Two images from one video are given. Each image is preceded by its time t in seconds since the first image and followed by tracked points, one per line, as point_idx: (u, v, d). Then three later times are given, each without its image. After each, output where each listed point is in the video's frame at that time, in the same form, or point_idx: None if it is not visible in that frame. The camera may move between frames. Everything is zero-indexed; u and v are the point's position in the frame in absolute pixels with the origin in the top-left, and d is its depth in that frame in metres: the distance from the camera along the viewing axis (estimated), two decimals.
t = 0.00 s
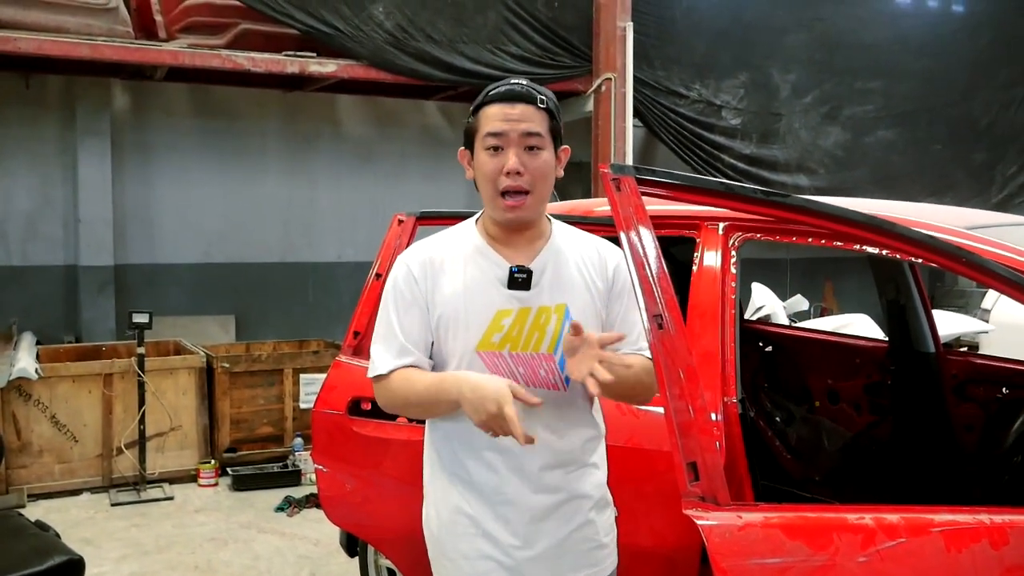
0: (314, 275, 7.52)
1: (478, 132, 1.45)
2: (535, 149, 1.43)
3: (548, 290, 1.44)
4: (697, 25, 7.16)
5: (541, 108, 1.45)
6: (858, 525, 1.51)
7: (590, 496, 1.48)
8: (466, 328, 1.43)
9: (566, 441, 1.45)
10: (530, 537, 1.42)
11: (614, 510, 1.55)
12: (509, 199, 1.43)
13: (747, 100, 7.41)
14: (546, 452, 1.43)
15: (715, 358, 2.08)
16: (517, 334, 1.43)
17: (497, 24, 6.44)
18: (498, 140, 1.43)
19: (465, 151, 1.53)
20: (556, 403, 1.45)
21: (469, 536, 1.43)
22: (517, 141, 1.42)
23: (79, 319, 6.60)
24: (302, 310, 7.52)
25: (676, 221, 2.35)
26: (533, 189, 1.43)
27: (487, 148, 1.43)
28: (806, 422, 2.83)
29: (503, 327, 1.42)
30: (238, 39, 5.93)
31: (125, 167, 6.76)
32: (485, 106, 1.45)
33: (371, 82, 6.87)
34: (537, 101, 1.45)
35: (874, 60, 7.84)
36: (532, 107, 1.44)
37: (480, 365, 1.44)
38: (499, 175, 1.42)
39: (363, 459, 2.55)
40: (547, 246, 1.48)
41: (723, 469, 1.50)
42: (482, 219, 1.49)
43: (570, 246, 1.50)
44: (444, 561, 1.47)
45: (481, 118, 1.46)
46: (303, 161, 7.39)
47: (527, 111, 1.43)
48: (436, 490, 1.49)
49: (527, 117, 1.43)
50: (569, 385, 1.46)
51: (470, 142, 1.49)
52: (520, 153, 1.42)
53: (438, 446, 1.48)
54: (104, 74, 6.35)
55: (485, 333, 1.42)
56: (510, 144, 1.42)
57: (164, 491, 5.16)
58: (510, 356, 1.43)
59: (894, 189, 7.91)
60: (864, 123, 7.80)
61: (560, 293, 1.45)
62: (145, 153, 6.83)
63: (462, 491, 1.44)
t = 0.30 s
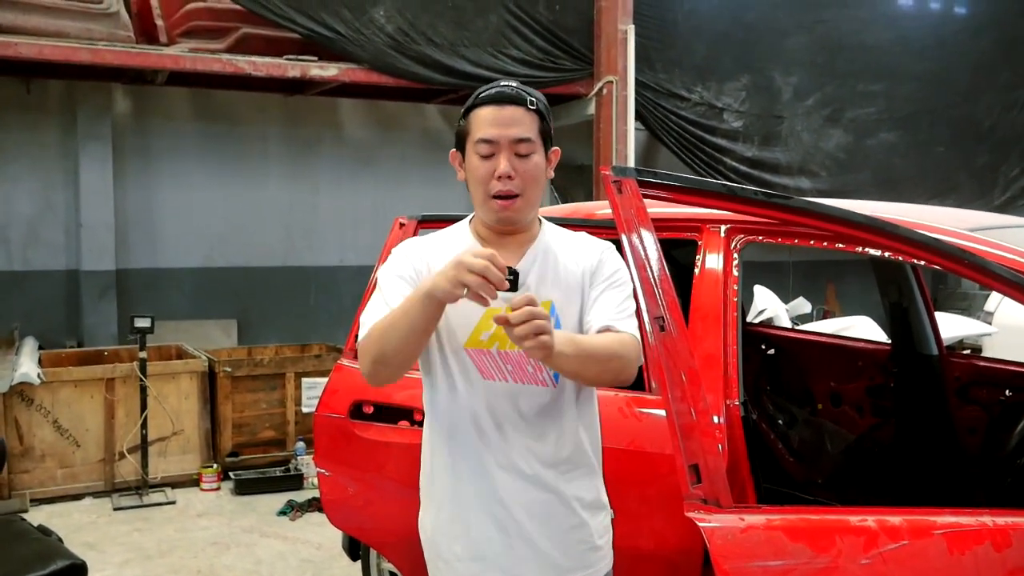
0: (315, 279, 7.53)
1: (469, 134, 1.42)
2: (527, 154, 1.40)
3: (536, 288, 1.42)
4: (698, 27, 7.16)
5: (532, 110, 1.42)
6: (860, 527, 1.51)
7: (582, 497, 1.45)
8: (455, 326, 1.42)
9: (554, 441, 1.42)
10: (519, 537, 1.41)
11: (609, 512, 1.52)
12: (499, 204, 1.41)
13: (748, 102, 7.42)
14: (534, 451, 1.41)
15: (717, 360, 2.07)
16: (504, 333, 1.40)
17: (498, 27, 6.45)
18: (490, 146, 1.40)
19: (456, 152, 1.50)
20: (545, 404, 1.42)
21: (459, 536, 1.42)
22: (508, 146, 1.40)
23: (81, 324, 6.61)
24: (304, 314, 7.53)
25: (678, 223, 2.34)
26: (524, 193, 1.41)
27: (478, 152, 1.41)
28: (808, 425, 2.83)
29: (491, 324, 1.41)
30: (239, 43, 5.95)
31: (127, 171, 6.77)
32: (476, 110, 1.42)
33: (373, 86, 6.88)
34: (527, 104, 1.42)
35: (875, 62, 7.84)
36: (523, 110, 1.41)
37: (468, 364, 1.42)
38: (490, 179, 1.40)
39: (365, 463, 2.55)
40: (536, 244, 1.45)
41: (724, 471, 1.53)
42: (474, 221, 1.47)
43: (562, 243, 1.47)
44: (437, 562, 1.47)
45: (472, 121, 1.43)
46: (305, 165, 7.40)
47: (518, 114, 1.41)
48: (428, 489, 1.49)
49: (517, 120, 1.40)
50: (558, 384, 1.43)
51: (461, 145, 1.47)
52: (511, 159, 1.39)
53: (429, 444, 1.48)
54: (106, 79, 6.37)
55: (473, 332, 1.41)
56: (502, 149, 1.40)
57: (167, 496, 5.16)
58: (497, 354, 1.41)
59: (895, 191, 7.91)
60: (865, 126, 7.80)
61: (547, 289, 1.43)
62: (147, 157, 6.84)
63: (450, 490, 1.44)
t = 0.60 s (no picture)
0: (321, 280, 7.54)
1: (458, 123, 1.48)
2: (512, 131, 1.43)
3: (527, 290, 1.42)
4: (704, 27, 7.16)
5: (519, 99, 1.47)
6: (866, 526, 1.51)
7: (579, 496, 1.45)
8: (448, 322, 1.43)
9: (553, 439, 1.43)
10: (515, 536, 1.41)
11: (608, 513, 1.51)
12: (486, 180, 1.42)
13: (754, 102, 7.40)
14: (533, 449, 1.42)
15: (723, 360, 2.07)
16: (496, 333, 1.41)
17: (504, 28, 6.46)
18: (476, 124, 1.44)
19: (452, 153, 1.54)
20: (542, 402, 1.42)
21: (458, 538, 1.42)
22: (493, 124, 1.44)
23: (89, 325, 6.64)
24: (310, 315, 7.54)
25: (683, 223, 2.34)
26: (510, 167, 1.42)
27: (466, 135, 1.45)
28: (814, 425, 2.81)
29: (483, 325, 1.41)
30: (245, 45, 5.96)
31: (134, 173, 6.80)
32: (466, 101, 1.49)
33: (378, 87, 6.89)
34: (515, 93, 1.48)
35: (881, 62, 7.82)
36: (509, 96, 1.46)
37: (462, 363, 1.43)
38: (476, 155, 1.42)
39: (372, 462, 2.56)
40: (530, 246, 1.45)
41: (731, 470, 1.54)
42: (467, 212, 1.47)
43: (557, 244, 1.47)
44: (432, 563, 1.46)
45: (462, 113, 1.49)
46: (311, 166, 7.42)
47: (505, 99, 1.46)
48: (424, 488, 1.49)
49: (503, 103, 1.45)
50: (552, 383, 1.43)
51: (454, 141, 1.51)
52: (496, 134, 1.43)
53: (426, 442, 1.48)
54: (112, 81, 6.39)
55: (465, 330, 1.41)
56: (487, 127, 1.43)
57: (174, 495, 5.18)
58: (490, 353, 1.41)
59: (902, 191, 7.89)
60: (872, 125, 7.78)
61: (539, 291, 1.42)
62: (154, 159, 6.86)
63: (446, 489, 1.43)
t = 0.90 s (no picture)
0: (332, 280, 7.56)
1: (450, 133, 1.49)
2: (503, 135, 1.44)
3: (540, 291, 1.42)
4: (713, 26, 7.14)
5: (506, 99, 1.47)
6: (878, 525, 1.51)
7: (592, 497, 1.46)
8: (462, 328, 1.43)
9: (565, 441, 1.43)
10: (529, 538, 1.42)
11: (621, 512, 1.52)
12: (485, 189, 1.43)
13: (764, 100, 7.38)
14: (546, 452, 1.42)
15: (735, 359, 2.07)
16: (510, 336, 1.41)
17: (513, 28, 6.46)
18: (467, 134, 1.45)
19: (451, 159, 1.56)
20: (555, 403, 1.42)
21: (473, 542, 1.44)
22: (484, 130, 1.44)
23: (101, 324, 6.68)
24: (321, 314, 7.57)
25: (695, 222, 2.34)
26: (507, 173, 1.43)
27: (460, 145, 1.47)
28: (825, 425, 2.81)
29: (496, 329, 1.42)
30: (256, 46, 5.99)
31: (146, 174, 6.84)
32: (456, 109, 1.50)
33: (388, 87, 6.91)
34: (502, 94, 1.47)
35: (892, 59, 7.78)
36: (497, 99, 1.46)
37: (475, 368, 1.43)
38: (472, 165, 1.44)
39: (384, 460, 2.57)
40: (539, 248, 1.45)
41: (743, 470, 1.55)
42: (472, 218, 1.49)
43: (564, 245, 1.47)
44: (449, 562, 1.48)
45: (453, 120, 1.50)
46: (321, 166, 7.44)
47: (493, 103, 1.46)
48: (439, 488, 1.50)
49: (491, 107, 1.45)
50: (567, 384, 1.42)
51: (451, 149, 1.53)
52: (488, 141, 1.43)
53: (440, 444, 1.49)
54: (124, 82, 6.44)
55: (479, 335, 1.42)
56: (478, 135, 1.44)
57: (186, 494, 5.21)
58: (504, 357, 1.41)
59: (913, 189, 7.85)
60: (883, 123, 7.75)
61: (551, 291, 1.42)
62: (165, 160, 6.90)
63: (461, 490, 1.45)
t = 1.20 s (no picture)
0: (352, 281, 7.61)
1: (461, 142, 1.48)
2: (518, 153, 1.44)
3: (550, 294, 1.43)
4: (733, 26, 7.12)
5: (520, 111, 1.45)
6: (900, 525, 1.52)
7: (613, 498, 1.46)
8: (476, 337, 1.45)
9: (586, 443, 1.43)
10: (551, 538, 1.43)
11: (642, 512, 1.52)
12: (497, 206, 1.45)
13: (784, 100, 7.35)
14: (566, 454, 1.43)
15: (755, 360, 2.07)
16: (524, 343, 1.43)
17: (532, 29, 6.47)
18: (480, 148, 1.45)
19: (456, 163, 1.55)
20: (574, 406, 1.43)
21: (495, 542, 1.45)
22: (498, 147, 1.44)
23: (125, 325, 6.77)
24: (341, 316, 7.62)
25: (716, 222, 2.34)
26: (520, 193, 1.45)
27: (472, 158, 1.46)
28: (847, 425, 2.79)
29: (509, 336, 1.43)
30: (276, 49, 6.04)
31: (168, 175, 6.92)
32: (465, 118, 1.47)
33: (407, 88, 6.95)
34: (514, 105, 1.46)
35: (914, 58, 7.72)
36: (511, 111, 1.45)
37: (491, 376, 1.44)
38: (485, 182, 1.44)
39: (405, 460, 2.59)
40: (547, 251, 1.46)
41: (763, 468, 1.56)
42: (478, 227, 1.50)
43: (572, 246, 1.47)
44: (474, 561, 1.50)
45: (462, 130, 1.48)
46: (341, 167, 7.49)
47: (507, 116, 1.44)
48: (463, 489, 1.52)
49: (505, 122, 1.44)
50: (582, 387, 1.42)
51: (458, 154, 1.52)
52: (503, 159, 1.43)
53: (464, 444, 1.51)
54: (147, 85, 6.52)
55: (492, 343, 1.44)
56: (492, 150, 1.44)
57: (208, 494, 5.27)
58: (518, 365, 1.42)
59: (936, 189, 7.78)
60: (904, 122, 7.69)
61: (562, 295, 1.43)
62: (187, 162, 6.98)
63: (484, 490, 1.47)
